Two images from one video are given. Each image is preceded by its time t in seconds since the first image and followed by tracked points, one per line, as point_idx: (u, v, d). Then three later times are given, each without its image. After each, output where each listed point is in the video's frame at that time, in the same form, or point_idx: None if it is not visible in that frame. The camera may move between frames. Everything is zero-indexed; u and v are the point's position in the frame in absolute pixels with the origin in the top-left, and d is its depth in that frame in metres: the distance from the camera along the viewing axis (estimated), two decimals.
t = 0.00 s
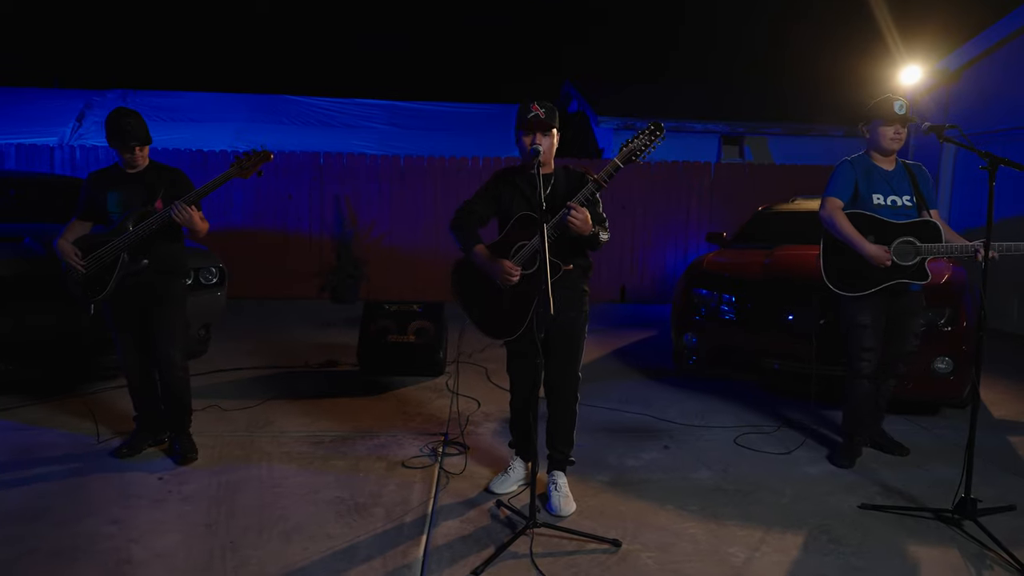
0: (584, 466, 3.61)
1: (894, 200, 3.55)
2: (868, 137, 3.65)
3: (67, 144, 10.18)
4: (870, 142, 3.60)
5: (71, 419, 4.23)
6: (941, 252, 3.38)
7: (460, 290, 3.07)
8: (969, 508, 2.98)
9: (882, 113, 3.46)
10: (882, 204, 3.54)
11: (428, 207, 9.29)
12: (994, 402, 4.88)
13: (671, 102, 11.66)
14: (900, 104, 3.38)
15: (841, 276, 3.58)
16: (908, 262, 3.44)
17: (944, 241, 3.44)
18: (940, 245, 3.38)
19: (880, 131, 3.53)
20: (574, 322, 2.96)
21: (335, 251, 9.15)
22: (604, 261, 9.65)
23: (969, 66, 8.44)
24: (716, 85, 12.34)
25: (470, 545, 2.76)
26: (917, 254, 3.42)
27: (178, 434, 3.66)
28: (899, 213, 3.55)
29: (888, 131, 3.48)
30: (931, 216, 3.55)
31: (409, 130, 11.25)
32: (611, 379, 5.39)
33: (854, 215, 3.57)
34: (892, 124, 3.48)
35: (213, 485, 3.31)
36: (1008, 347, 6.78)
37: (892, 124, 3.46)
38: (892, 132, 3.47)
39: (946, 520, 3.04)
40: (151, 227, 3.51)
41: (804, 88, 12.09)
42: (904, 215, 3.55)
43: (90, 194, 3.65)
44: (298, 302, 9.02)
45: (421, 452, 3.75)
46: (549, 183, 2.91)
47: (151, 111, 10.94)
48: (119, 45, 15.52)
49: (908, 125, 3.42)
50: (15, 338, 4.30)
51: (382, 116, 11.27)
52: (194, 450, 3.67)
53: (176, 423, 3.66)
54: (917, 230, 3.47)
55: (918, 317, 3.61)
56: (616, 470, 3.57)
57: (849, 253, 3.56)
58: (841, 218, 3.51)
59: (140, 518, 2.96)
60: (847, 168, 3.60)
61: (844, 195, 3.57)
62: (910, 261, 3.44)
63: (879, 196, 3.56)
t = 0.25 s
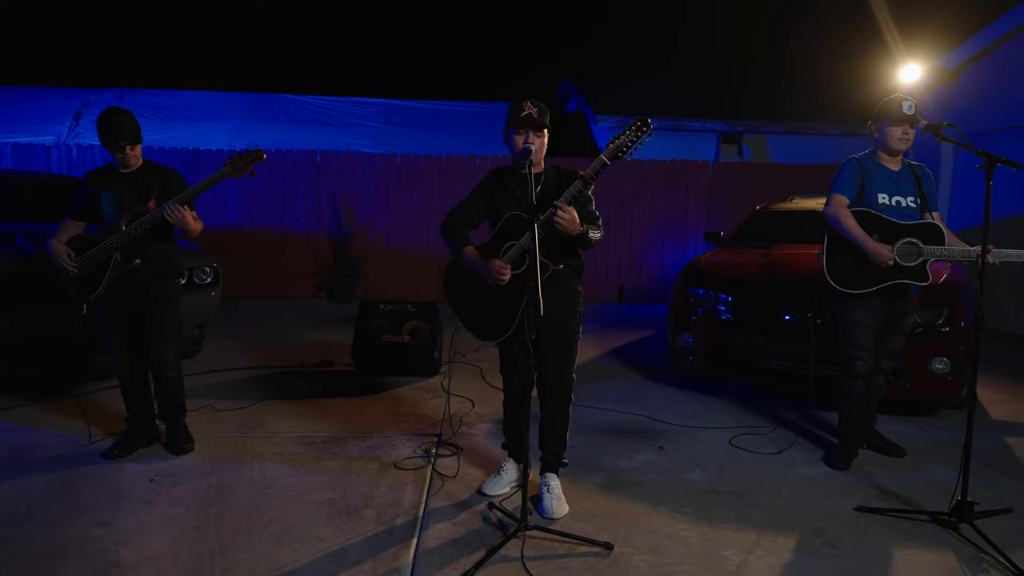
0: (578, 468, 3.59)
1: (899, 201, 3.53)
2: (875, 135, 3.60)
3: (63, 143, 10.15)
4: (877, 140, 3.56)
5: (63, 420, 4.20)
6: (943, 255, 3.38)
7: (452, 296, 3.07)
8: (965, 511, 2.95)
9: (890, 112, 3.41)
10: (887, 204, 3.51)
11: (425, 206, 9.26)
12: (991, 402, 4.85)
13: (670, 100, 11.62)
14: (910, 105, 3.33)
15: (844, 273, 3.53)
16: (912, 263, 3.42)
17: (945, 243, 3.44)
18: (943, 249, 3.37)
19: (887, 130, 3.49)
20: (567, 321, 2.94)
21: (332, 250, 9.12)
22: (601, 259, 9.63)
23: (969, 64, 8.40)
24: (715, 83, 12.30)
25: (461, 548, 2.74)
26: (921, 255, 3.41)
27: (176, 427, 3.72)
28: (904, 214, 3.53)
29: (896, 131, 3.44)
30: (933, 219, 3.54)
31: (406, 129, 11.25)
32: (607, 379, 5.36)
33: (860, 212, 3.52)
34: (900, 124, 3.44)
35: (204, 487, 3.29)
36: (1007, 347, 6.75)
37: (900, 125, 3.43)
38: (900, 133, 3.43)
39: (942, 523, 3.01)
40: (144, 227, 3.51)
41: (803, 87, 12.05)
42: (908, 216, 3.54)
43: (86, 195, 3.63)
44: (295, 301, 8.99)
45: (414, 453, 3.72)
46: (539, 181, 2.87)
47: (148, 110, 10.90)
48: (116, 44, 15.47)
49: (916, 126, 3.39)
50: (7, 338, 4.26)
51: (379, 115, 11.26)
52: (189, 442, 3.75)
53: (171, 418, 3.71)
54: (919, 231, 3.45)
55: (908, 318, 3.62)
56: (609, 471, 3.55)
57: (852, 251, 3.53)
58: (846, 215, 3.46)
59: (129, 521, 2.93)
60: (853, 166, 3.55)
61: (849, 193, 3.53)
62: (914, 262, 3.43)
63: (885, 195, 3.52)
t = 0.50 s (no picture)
0: (575, 468, 3.57)
1: (901, 200, 3.50)
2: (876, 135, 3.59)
3: (64, 141, 10.16)
4: (878, 139, 3.54)
5: (60, 419, 4.20)
6: (942, 257, 3.33)
7: (444, 298, 3.07)
8: (964, 513, 2.92)
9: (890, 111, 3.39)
10: (890, 202, 3.48)
11: (426, 205, 9.24)
12: (992, 403, 4.82)
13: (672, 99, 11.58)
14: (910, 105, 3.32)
15: (844, 270, 3.50)
16: (913, 262, 3.39)
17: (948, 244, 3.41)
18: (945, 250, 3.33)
19: (888, 130, 3.47)
20: (561, 322, 2.92)
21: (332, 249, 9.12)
22: (602, 258, 9.60)
23: (972, 62, 8.35)
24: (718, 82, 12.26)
25: (455, 549, 2.72)
26: (922, 257, 3.38)
27: (174, 425, 3.73)
28: (906, 213, 3.50)
29: (897, 131, 3.43)
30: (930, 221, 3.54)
31: (408, 128, 11.24)
32: (607, 379, 5.34)
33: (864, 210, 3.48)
34: (901, 124, 3.42)
35: (199, 487, 3.28)
36: (1010, 348, 6.70)
37: (900, 125, 3.41)
38: (900, 133, 3.42)
39: (941, 525, 2.98)
40: (145, 227, 3.51)
41: (807, 86, 12.00)
42: (909, 216, 3.51)
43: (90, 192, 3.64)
44: (295, 300, 8.99)
45: (410, 453, 3.71)
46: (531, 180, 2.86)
47: (150, 109, 10.91)
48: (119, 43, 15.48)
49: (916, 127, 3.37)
50: (6, 338, 4.26)
51: (381, 114, 11.25)
52: (185, 437, 3.79)
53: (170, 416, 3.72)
54: (921, 231, 3.42)
55: (902, 315, 3.60)
56: (606, 472, 3.54)
57: (856, 247, 3.49)
58: (852, 212, 3.40)
59: (123, 521, 2.92)
60: (858, 163, 3.51)
61: (853, 190, 3.48)
62: (915, 262, 3.39)
63: (887, 194, 3.49)
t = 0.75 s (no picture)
0: (574, 469, 3.56)
1: (905, 199, 3.48)
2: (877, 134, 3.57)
3: (71, 141, 10.21)
4: (880, 138, 3.51)
5: (64, 418, 4.22)
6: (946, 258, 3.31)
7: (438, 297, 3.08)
8: (965, 515, 2.89)
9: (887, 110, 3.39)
10: (895, 202, 3.46)
11: (429, 205, 9.24)
12: (997, 404, 4.78)
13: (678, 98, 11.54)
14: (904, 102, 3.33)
15: (848, 269, 3.47)
16: (918, 263, 3.36)
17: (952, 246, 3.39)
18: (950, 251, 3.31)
19: (889, 129, 3.45)
20: (556, 322, 2.92)
21: (337, 249, 9.13)
22: (607, 258, 9.59)
23: (979, 61, 8.29)
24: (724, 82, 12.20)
25: (452, 549, 2.72)
26: (926, 258, 3.35)
27: (176, 424, 3.74)
28: (910, 212, 3.48)
29: (897, 129, 3.40)
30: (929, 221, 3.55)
31: (413, 127, 11.25)
32: (608, 379, 5.33)
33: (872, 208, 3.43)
34: (900, 122, 3.40)
35: (199, 486, 3.29)
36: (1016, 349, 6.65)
37: (900, 123, 3.39)
38: (900, 131, 3.40)
39: (942, 528, 2.95)
40: (154, 227, 3.53)
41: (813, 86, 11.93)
42: (913, 215, 3.49)
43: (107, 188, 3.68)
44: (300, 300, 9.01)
45: (410, 453, 3.71)
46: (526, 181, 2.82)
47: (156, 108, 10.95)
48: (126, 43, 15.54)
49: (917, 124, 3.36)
50: (10, 337, 4.28)
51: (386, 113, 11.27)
52: (186, 436, 3.79)
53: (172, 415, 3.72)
54: (925, 232, 3.40)
55: (902, 316, 3.58)
56: (605, 472, 3.53)
57: (861, 245, 3.45)
58: (860, 208, 3.38)
59: (122, 521, 2.93)
60: (861, 161, 3.47)
61: (861, 187, 3.44)
62: (919, 263, 3.37)
63: (892, 193, 3.47)
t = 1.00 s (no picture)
0: (575, 468, 3.56)
1: (901, 197, 3.45)
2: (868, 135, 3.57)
3: (80, 141, 10.29)
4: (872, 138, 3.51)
5: (68, 415, 4.25)
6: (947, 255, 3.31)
7: (429, 295, 3.06)
8: (967, 516, 2.87)
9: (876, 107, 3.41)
10: (892, 200, 3.44)
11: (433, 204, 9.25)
12: (1004, 404, 4.73)
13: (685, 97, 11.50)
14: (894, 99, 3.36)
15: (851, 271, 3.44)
16: (920, 263, 3.35)
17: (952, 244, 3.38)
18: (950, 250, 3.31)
19: (882, 127, 3.45)
20: (547, 320, 2.90)
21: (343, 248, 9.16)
22: (611, 257, 9.57)
23: (989, 59, 8.21)
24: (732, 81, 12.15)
25: (449, 547, 2.72)
26: (926, 257, 3.34)
27: (178, 422, 3.76)
28: (906, 210, 3.45)
29: (890, 126, 3.41)
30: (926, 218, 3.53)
31: (419, 126, 11.26)
32: (612, 379, 5.32)
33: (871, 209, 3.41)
34: (892, 118, 3.42)
35: (200, 484, 3.30)
36: None
37: (891, 119, 3.41)
38: (893, 127, 3.40)
39: (944, 529, 2.93)
40: (166, 226, 3.57)
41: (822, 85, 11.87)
42: (909, 213, 3.46)
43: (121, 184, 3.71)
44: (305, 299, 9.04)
45: (410, 451, 3.72)
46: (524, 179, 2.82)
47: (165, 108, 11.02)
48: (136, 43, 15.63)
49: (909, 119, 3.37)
50: (16, 335, 4.32)
51: (393, 113, 11.29)
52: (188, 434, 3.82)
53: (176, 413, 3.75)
54: (927, 231, 3.38)
55: (903, 317, 3.56)
56: (606, 472, 3.52)
57: (863, 247, 3.43)
58: (860, 210, 3.33)
59: (123, 518, 2.95)
60: (857, 160, 3.44)
61: (858, 187, 3.40)
62: (920, 263, 3.36)
63: (889, 191, 3.44)
